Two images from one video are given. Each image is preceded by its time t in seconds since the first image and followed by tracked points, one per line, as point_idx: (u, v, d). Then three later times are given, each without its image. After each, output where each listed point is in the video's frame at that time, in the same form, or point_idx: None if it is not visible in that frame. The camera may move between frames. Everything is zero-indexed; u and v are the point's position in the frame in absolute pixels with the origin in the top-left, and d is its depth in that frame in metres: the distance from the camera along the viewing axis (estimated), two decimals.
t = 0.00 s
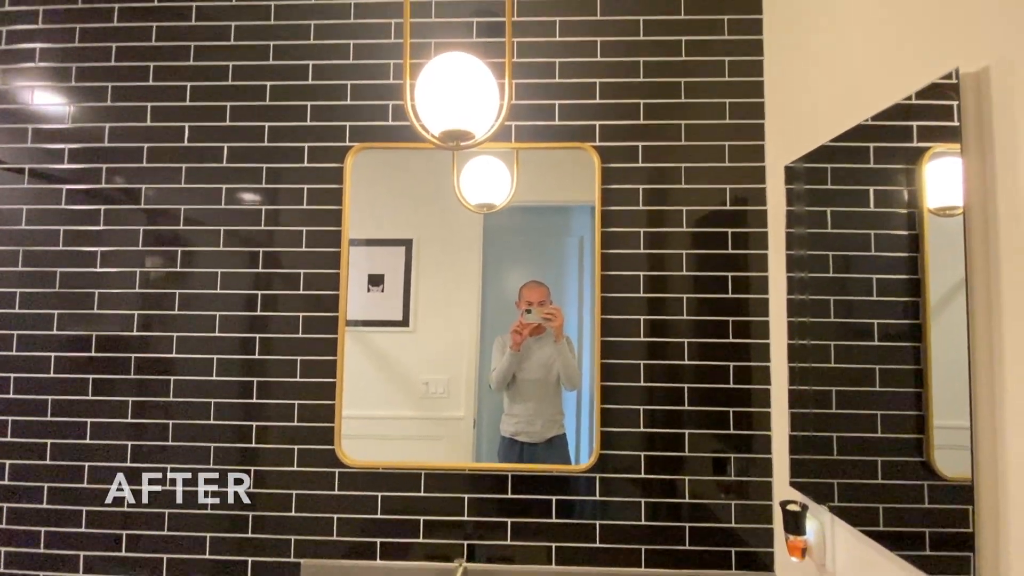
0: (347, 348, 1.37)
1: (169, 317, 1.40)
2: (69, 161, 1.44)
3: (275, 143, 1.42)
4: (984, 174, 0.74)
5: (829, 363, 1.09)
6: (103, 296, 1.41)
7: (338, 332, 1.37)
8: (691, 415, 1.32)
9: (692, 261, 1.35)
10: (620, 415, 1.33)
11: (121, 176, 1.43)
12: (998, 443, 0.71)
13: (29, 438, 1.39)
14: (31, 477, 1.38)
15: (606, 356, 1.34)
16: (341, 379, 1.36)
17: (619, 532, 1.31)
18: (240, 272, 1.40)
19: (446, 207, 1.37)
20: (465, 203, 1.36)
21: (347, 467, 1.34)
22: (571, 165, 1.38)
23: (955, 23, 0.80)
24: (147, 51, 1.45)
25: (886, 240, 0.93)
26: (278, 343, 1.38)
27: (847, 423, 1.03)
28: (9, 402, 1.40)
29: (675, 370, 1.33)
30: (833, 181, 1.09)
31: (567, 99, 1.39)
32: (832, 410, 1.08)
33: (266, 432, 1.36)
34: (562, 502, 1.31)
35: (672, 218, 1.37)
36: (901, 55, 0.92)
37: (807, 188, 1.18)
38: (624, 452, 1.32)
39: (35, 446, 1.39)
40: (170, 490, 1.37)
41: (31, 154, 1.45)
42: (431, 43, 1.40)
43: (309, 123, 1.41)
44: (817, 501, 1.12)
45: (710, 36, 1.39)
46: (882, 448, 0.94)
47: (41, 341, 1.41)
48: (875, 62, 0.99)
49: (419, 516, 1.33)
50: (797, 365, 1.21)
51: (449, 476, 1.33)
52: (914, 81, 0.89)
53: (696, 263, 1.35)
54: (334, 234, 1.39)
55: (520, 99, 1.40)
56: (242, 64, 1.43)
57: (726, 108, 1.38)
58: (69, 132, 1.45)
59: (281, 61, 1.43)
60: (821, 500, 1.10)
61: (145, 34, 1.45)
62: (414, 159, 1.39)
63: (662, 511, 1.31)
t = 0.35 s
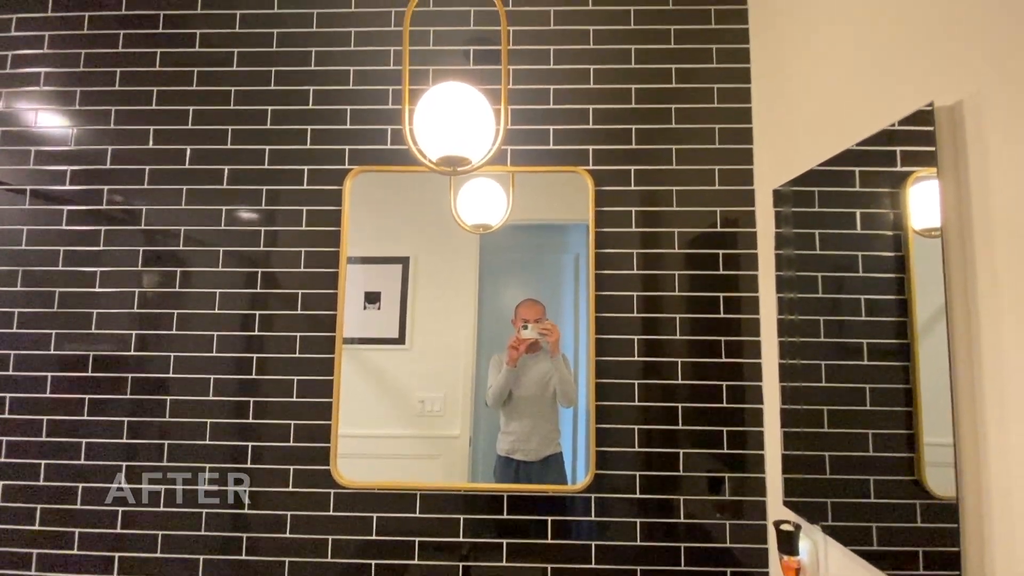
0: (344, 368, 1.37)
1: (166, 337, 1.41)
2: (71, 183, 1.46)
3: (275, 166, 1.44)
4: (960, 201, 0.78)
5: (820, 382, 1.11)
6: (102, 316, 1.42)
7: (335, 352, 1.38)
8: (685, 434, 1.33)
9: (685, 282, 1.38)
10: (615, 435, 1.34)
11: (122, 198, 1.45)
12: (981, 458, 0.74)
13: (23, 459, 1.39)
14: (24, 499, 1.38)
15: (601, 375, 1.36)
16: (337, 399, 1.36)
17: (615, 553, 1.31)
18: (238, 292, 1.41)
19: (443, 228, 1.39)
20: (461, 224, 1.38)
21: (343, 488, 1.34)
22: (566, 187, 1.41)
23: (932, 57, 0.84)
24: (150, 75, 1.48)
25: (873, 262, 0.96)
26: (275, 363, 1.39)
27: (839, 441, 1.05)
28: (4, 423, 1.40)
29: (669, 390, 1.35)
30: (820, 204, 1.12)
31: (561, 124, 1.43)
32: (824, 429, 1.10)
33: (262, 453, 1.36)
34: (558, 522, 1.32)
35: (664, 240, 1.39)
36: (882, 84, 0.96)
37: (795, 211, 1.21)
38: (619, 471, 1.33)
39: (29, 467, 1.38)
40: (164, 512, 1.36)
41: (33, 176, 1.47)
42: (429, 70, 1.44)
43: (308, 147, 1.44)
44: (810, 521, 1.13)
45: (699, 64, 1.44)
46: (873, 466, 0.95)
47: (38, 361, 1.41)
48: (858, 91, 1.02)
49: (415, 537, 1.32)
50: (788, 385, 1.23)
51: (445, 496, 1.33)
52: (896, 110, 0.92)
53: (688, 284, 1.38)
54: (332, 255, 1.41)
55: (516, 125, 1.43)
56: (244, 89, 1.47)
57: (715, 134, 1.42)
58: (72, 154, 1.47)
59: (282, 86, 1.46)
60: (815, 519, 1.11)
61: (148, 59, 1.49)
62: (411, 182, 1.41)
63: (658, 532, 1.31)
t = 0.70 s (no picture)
0: (345, 382, 1.39)
1: (170, 351, 1.42)
2: (79, 199, 1.49)
3: (280, 182, 1.47)
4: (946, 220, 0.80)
5: (817, 396, 1.13)
6: (107, 330, 1.44)
7: (337, 365, 1.40)
8: (683, 447, 1.34)
9: (683, 296, 1.40)
10: (614, 448, 1.35)
11: (129, 214, 1.48)
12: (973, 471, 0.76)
13: (26, 472, 1.40)
14: (27, 511, 1.38)
15: (599, 389, 1.37)
16: (338, 413, 1.38)
17: (615, 567, 1.31)
18: (241, 307, 1.43)
19: (444, 244, 1.41)
20: (462, 237, 1.40)
21: (343, 501, 1.34)
22: (565, 204, 1.43)
23: (919, 80, 0.87)
24: (158, 94, 1.51)
25: (866, 277, 0.98)
26: (277, 377, 1.40)
27: (836, 454, 1.06)
28: (8, 435, 1.41)
29: (667, 403, 1.36)
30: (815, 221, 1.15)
31: (560, 142, 1.46)
32: (821, 443, 1.11)
33: (263, 466, 1.37)
34: (557, 536, 1.32)
35: (662, 255, 1.42)
36: (873, 105, 0.98)
37: (789, 227, 1.23)
38: (618, 485, 1.34)
39: (32, 480, 1.39)
40: (166, 525, 1.37)
41: (41, 192, 1.49)
42: (431, 89, 1.47)
43: (313, 164, 1.47)
44: (808, 535, 1.14)
45: (695, 84, 1.47)
46: (870, 480, 0.96)
47: (43, 375, 1.43)
48: (849, 111, 1.05)
49: (415, 551, 1.33)
50: (785, 398, 1.24)
51: (446, 509, 1.34)
52: (886, 130, 0.95)
53: (685, 299, 1.40)
54: (335, 270, 1.44)
55: (516, 142, 1.46)
56: (250, 108, 1.50)
57: (711, 151, 1.45)
58: (79, 171, 1.50)
59: (287, 105, 1.49)
60: (812, 533, 1.12)
61: (157, 79, 1.52)
62: (413, 198, 1.44)
63: (656, 545, 1.31)
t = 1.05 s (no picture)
0: (352, 388, 1.42)
1: (182, 358, 1.46)
2: (94, 210, 1.53)
3: (290, 193, 1.51)
4: (937, 230, 0.83)
5: (816, 403, 1.15)
6: (121, 337, 1.47)
7: (344, 371, 1.43)
8: (684, 453, 1.37)
9: (684, 304, 1.42)
10: (616, 454, 1.37)
11: (142, 224, 1.52)
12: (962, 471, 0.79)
13: (41, 476, 1.43)
14: (41, 515, 1.41)
15: (602, 396, 1.40)
16: (346, 418, 1.40)
17: (618, 571, 1.33)
18: (251, 315, 1.47)
19: (449, 253, 1.44)
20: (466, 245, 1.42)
21: (350, 506, 1.37)
22: (567, 214, 1.46)
23: (912, 96, 0.89)
24: (172, 108, 1.55)
25: (861, 287, 1.00)
26: (287, 383, 1.43)
27: (835, 460, 1.08)
28: (23, 440, 1.44)
29: (669, 410, 1.39)
30: (811, 231, 1.18)
31: (562, 153, 1.49)
32: (821, 449, 1.13)
33: (272, 470, 1.40)
34: (560, 540, 1.34)
35: (663, 264, 1.44)
36: (868, 119, 1.01)
37: (788, 237, 1.26)
38: (620, 490, 1.36)
39: (47, 484, 1.42)
40: (177, 528, 1.39)
41: (56, 203, 1.53)
42: (437, 103, 1.51)
43: (322, 175, 1.51)
44: (807, 539, 1.15)
45: (695, 96, 1.50)
46: (868, 485, 0.99)
47: (58, 381, 1.46)
48: (846, 123, 1.08)
49: (420, 555, 1.35)
50: (785, 405, 1.26)
51: (451, 514, 1.36)
52: (881, 143, 0.97)
53: (686, 307, 1.42)
54: (343, 279, 1.47)
55: (520, 154, 1.50)
56: (261, 120, 1.54)
57: (711, 162, 1.48)
58: (94, 182, 1.54)
59: (297, 118, 1.53)
60: (812, 538, 1.14)
61: (170, 92, 1.56)
62: (419, 209, 1.47)
63: (659, 550, 1.33)
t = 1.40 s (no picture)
0: (362, 385, 1.46)
1: (196, 355, 1.50)
2: (111, 212, 1.57)
3: (299, 196, 1.55)
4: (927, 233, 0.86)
5: (814, 400, 1.18)
6: (138, 335, 1.52)
7: (353, 369, 1.47)
8: (684, 449, 1.40)
9: (685, 304, 1.46)
10: (618, 449, 1.41)
11: (157, 226, 1.56)
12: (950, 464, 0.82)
13: (62, 469, 1.48)
14: (63, 506, 1.46)
15: (603, 393, 1.43)
16: (355, 414, 1.44)
17: (620, 564, 1.37)
18: (263, 314, 1.51)
19: (456, 254, 1.47)
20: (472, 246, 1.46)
21: (360, 499, 1.41)
22: (570, 215, 1.50)
23: (906, 103, 0.92)
24: (186, 112, 1.60)
25: (856, 287, 1.03)
26: (298, 380, 1.47)
27: (831, 455, 1.11)
28: (45, 435, 1.49)
29: (669, 407, 1.42)
30: (811, 232, 1.20)
31: (565, 156, 1.52)
32: (819, 445, 1.16)
33: (284, 464, 1.44)
34: (563, 532, 1.38)
35: (665, 264, 1.47)
36: (865, 124, 1.04)
37: (786, 238, 1.29)
38: (621, 485, 1.39)
39: (68, 476, 1.47)
40: (193, 519, 1.44)
41: (74, 205, 1.58)
42: (444, 107, 1.55)
43: (331, 177, 1.55)
44: (804, 533, 1.19)
45: (696, 99, 1.53)
46: (862, 480, 1.01)
47: (77, 377, 1.51)
48: (843, 128, 1.11)
49: (428, 547, 1.39)
50: (783, 402, 1.29)
51: (457, 507, 1.40)
52: (877, 147, 1.00)
53: (687, 306, 1.45)
54: (352, 279, 1.51)
55: (524, 156, 1.53)
56: (272, 124, 1.58)
57: (712, 164, 1.50)
58: (112, 186, 1.58)
59: (307, 121, 1.57)
60: (808, 532, 1.17)
61: (184, 97, 1.60)
62: (426, 210, 1.51)
63: (659, 543, 1.37)
